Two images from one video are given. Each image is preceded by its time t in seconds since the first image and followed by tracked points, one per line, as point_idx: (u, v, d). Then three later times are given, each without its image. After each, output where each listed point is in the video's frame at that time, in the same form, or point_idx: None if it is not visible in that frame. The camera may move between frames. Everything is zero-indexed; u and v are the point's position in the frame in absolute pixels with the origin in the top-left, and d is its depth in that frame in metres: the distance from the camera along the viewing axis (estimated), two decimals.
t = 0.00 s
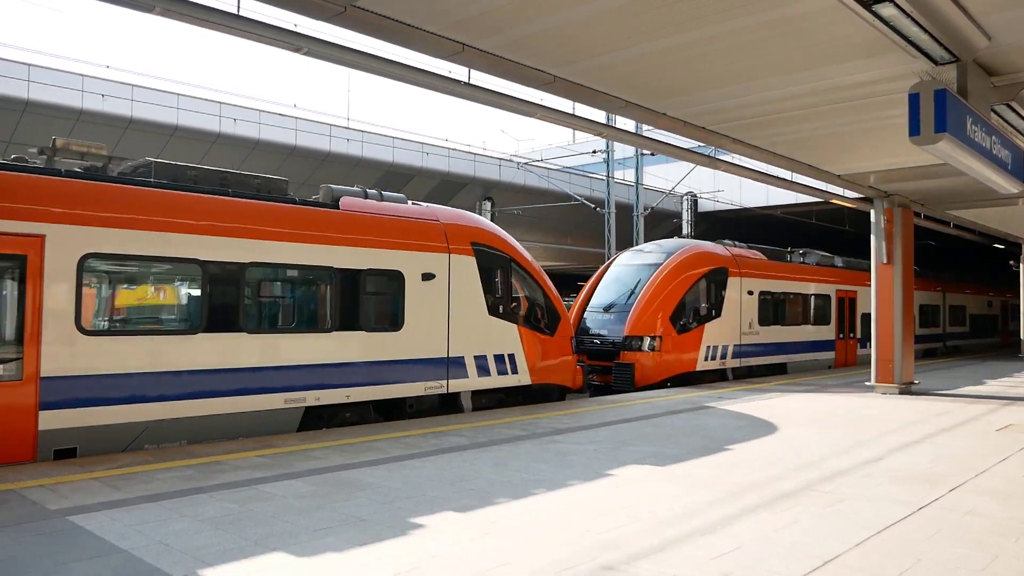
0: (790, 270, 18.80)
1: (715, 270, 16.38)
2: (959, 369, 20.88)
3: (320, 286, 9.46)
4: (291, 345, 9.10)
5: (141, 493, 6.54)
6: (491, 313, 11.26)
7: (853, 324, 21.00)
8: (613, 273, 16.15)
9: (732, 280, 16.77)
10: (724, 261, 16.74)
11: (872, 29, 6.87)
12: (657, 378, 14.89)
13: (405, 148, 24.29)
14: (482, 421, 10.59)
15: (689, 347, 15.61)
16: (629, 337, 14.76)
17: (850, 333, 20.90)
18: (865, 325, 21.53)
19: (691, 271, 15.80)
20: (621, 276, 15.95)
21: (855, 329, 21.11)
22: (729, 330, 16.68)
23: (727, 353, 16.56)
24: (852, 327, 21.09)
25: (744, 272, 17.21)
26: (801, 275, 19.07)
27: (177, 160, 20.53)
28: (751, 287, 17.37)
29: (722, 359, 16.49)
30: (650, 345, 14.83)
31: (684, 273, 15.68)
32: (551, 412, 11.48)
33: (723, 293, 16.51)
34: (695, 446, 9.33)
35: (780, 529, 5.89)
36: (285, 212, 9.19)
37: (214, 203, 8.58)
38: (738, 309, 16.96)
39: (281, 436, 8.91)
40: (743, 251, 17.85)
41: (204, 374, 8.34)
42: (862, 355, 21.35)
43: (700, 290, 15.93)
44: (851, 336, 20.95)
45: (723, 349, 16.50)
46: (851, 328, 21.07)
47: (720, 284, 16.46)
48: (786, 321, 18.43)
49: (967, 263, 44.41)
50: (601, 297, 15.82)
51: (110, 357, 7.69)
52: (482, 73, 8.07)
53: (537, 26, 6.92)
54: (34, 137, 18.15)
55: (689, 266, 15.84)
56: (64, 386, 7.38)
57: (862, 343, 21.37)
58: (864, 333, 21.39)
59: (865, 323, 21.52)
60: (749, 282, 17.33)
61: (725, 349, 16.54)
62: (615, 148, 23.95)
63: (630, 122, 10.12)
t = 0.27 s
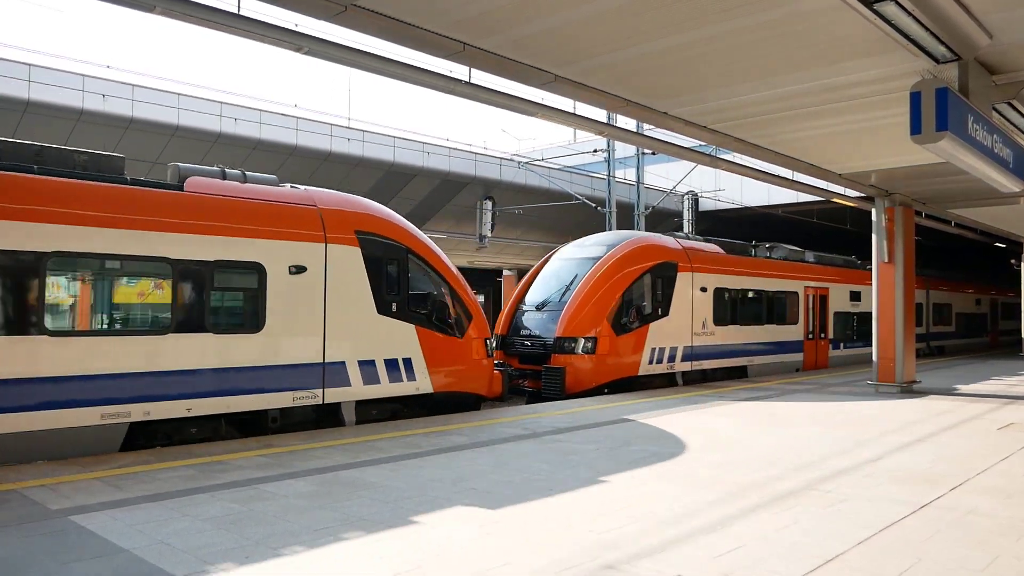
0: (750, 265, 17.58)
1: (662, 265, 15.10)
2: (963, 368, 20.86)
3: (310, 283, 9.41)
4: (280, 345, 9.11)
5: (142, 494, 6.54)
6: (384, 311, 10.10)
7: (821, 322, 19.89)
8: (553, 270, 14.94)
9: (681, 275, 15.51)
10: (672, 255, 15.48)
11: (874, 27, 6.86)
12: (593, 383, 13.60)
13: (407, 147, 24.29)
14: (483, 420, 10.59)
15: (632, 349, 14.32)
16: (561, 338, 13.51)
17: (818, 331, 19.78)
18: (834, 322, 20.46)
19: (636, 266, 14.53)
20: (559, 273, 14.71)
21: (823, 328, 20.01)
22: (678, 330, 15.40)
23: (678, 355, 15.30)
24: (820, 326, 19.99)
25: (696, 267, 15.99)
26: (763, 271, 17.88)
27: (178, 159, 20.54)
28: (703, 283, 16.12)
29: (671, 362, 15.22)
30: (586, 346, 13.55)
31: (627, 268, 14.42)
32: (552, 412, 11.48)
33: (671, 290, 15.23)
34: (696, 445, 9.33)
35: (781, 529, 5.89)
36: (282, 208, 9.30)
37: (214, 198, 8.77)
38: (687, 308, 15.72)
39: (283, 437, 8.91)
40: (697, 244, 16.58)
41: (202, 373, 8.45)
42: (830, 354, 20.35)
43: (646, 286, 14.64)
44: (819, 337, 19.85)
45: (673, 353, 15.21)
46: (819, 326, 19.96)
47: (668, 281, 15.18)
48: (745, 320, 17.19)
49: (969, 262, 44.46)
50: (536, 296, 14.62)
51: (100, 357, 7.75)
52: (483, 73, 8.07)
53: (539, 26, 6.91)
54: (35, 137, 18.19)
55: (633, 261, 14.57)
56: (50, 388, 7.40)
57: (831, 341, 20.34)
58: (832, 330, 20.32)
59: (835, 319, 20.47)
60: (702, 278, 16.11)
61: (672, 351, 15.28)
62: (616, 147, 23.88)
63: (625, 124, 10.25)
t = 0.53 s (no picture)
0: (708, 259, 15.93)
1: (604, 257, 13.40)
2: (962, 366, 21.05)
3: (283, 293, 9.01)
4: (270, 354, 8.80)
5: (144, 491, 6.59)
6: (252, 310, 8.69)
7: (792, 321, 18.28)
8: (481, 263, 13.33)
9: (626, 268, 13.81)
10: (618, 247, 13.73)
11: (877, 25, 6.98)
12: (517, 390, 12.03)
13: (409, 146, 24.31)
14: (486, 418, 10.66)
15: (564, 352, 12.65)
16: (481, 339, 11.97)
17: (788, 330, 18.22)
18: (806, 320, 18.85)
19: (570, 259, 12.86)
20: (486, 267, 13.12)
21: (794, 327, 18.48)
22: (620, 329, 13.69)
23: (619, 359, 13.59)
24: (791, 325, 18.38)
25: (646, 260, 14.25)
26: (725, 265, 16.33)
27: (179, 157, 20.49)
28: (650, 277, 14.32)
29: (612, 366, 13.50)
30: (511, 348, 11.99)
31: (562, 261, 12.76)
32: (557, 410, 11.58)
33: (613, 285, 13.54)
34: (699, 443, 9.43)
35: (782, 528, 5.99)
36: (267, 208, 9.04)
37: (209, 190, 8.55)
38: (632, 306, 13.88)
39: (287, 435, 8.97)
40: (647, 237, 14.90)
41: (189, 373, 8.14)
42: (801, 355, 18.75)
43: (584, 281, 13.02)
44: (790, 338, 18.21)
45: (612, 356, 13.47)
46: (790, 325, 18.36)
47: (609, 275, 13.45)
48: (702, 318, 15.54)
49: (968, 261, 44.68)
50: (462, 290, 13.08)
51: (71, 356, 7.40)
52: (486, 71, 8.14)
53: (538, 25, 6.99)
54: (36, 134, 18.11)
55: (568, 254, 12.89)
56: (16, 387, 7.08)
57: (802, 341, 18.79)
58: (804, 331, 18.75)
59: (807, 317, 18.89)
60: (650, 272, 14.32)
61: (616, 354, 13.57)
62: (617, 146, 23.89)
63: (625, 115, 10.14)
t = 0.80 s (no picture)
0: (659, 253, 14.47)
1: (530, 251, 11.95)
2: (968, 364, 20.85)
3: (143, 294, 7.88)
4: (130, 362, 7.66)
5: (145, 490, 6.53)
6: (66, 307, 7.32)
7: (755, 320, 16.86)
8: (393, 259, 11.87)
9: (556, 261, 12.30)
10: (548, 239, 12.26)
11: (881, 23, 6.81)
12: (423, 398, 10.54)
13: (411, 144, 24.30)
14: (488, 416, 10.58)
15: (482, 359, 11.19)
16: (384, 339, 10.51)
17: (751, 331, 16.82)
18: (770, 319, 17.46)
19: (488, 253, 11.37)
20: (397, 263, 11.65)
21: (757, 327, 17.05)
22: (550, 330, 12.22)
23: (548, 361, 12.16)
24: (754, 325, 16.95)
25: (582, 253, 12.76)
26: (678, 259, 14.84)
27: (182, 155, 20.50)
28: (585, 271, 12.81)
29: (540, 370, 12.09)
30: (417, 351, 10.50)
31: (479, 255, 11.27)
32: (557, 408, 11.48)
33: (541, 281, 12.08)
34: (699, 442, 9.30)
35: (785, 527, 5.86)
36: (176, 234, 8.33)
37: (105, 189, 7.86)
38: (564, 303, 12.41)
39: (287, 433, 8.90)
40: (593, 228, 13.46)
41: (43, 382, 7.07)
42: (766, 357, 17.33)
43: (508, 276, 11.58)
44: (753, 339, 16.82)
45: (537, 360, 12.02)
46: (753, 325, 16.93)
47: (533, 270, 11.95)
48: (648, 317, 14.09)
49: (972, 259, 44.49)
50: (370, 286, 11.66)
51: None
52: (487, 68, 8.03)
53: (539, 21, 6.87)
54: (40, 133, 18.17)
55: (488, 246, 11.40)
56: None
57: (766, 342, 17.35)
58: (770, 331, 17.35)
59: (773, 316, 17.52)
60: (585, 265, 12.82)
61: (546, 356, 12.12)
62: (617, 145, 23.68)
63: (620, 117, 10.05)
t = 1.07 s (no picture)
0: (593, 245, 12.92)
1: (431, 242, 10.48)
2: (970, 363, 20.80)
3: None
4: None
5: (148, 488, 6.55)
6: None
7: (710, 320, 15.30)
8: (273, 253, 10.40)
9: (462, 254, 10.80)
10: (454, 228, 10.78)
11: (882, 22, 6.81)
12: (292, 410, 9.13)
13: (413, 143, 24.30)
14: (490, 416, 10.57)
15: (370, 364, 9.76)
16: (248, 342, 9.13)
17: (705, 332, 15.22)
18: (728, 319, 15.88)
19: (374, 244, 9.88)
20: (275, 257, 10.19)
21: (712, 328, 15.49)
22: (459, 330, 10.79)
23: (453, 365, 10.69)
24: (708, 325, 15.40)
25: (496, 245, 11.27)
26: (617, 251, 13.33)
27: (183, 154, 20.51)
28: (498, 264, 11.29)
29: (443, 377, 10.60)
30: (283, 356, 9.09)
31: (363, 246, 9.78)
32: (560, 407, 11.49)
33: (448, 274, 10.64)
34: (702, 441, 9.29)
35: (787, 526, 5.86)
36: (29, 278, 7.47)
37: None
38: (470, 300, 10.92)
39: (291, 432, 8.91)
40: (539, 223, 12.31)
41: None
42: (721, 360, 15.83)
43: (401, 269, 10.13)
44: (707, 341, 15.26)
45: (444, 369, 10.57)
46: (707, 325, 15.35)
47: (432, 260, 10.45)
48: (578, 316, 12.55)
49: (975, 259, 44.37)
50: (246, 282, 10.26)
51: None
52: (488, 67, 8.02)
53: (540, 21, 6.87)
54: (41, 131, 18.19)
55: (375, 237, 9.92)
56: None
57: (721, 343, 15.82)
58: (726, 331, 15.87)
59: (731, 315, 15.97)
60: (499, 259, 11.31)
61: (451, 361, 10.65)
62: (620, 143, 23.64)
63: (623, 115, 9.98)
